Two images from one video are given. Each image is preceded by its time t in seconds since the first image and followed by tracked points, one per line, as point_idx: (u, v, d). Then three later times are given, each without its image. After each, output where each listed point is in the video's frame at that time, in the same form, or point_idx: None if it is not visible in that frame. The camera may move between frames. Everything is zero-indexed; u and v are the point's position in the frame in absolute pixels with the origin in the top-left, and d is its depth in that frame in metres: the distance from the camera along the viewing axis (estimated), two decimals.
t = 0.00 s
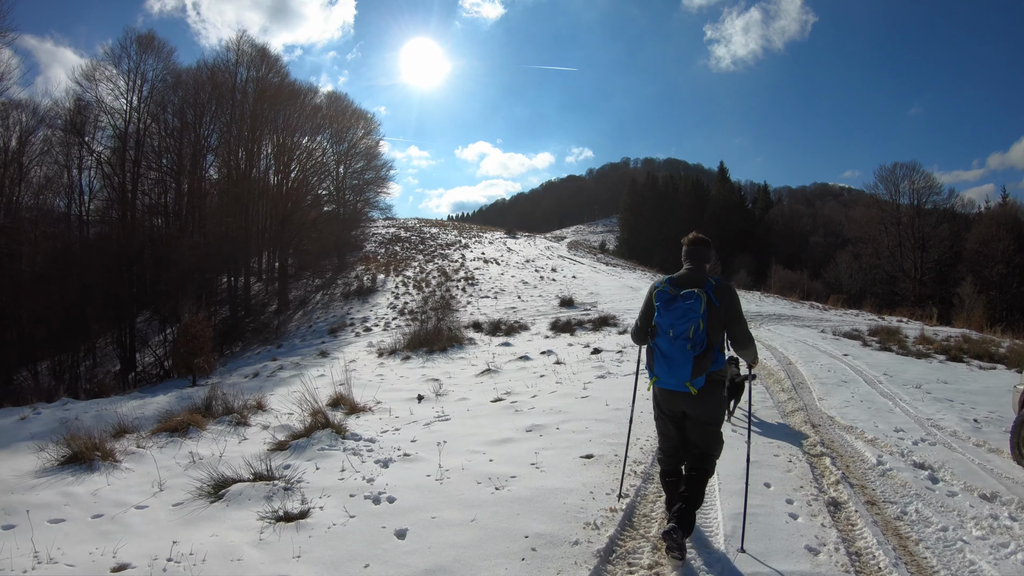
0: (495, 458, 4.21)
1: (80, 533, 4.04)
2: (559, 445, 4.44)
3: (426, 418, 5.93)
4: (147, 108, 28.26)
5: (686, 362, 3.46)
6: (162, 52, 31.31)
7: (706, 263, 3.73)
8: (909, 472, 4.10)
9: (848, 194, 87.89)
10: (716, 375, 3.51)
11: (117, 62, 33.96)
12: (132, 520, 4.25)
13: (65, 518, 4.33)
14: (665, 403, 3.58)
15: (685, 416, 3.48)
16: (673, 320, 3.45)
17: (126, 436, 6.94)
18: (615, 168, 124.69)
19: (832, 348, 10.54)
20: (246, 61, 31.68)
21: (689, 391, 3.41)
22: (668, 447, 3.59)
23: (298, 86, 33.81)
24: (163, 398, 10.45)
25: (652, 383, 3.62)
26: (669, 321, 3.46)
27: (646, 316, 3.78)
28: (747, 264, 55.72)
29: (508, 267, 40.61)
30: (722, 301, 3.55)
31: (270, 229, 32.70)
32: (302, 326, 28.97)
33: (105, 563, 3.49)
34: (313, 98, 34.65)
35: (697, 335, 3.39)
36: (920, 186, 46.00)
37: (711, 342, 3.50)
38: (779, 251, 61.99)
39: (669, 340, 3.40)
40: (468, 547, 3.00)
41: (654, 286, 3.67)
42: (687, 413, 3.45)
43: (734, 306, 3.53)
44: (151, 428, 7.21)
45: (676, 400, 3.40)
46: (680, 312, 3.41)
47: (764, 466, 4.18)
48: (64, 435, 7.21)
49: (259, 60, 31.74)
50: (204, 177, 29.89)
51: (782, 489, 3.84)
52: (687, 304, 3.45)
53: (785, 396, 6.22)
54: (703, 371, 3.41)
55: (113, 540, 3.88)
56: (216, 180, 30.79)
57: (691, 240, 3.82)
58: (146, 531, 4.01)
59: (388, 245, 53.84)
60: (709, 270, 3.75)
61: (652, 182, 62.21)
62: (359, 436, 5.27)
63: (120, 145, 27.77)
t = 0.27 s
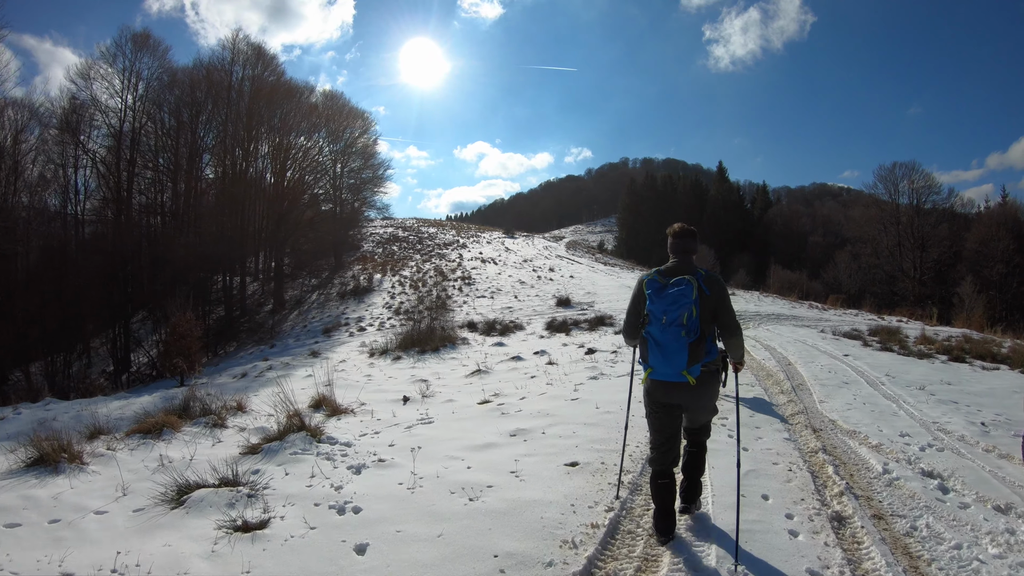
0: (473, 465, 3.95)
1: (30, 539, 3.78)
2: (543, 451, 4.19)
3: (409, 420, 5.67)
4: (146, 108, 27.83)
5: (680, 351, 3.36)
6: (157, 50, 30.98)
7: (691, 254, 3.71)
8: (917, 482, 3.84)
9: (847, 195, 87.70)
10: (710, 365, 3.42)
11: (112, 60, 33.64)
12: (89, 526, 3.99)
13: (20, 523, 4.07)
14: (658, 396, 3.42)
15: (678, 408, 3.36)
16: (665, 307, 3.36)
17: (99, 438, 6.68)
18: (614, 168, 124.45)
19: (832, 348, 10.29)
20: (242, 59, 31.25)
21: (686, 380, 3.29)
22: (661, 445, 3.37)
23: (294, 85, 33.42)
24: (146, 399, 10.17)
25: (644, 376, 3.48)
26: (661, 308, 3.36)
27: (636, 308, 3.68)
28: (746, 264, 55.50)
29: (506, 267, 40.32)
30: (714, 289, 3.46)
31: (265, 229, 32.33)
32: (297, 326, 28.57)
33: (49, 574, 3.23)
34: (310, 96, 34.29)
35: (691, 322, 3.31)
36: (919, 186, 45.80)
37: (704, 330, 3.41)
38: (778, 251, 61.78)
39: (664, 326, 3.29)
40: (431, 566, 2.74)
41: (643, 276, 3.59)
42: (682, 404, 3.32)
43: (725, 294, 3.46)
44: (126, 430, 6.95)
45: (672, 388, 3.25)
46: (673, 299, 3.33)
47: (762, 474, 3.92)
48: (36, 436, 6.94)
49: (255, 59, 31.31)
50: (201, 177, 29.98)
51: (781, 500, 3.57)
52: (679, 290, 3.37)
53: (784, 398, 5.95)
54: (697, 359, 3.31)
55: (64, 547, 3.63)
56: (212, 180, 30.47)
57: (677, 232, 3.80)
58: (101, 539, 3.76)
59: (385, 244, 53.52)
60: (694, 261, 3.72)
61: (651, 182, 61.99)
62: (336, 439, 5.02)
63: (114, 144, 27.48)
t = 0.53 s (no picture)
0: (457, 476, 3.70)
1: None
2: (532, 461, 3.93)
3: (394, 425, 5.38)
4: (143, 107, 27.64)
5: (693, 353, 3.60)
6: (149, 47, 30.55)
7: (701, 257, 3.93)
8: (935, 494, 3.58)
9: (844, 195, 87.76)
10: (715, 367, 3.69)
11: (103, 57, 33.19)
12: (43, 540, 3.69)
13: None
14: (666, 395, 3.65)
15: (688, 407, 3.62)
16: (684, 311, 3.57)
17: (71, 443, 6.37)
18: (610, 168, 124.29)
19: (833, 349, 10.05)
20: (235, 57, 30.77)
21: (699, 381, 3.57)
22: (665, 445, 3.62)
23: (289, 83, 32.97)
24: (127, 401, 9.85)
25: (657, 375, 3.68)
26: (682, 312, 3.55)
27: (647, 308, 3.86)
28: (743, 264, 55.37)
29: (502, 267, 39.99)
30: (722, 292, 3.75)
31: (258, 228, 31.90)
32: (290, 325, 28.16)
33: None
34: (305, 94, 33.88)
35: (706, 326, 3.55)
36: (916, 185, 45.76)
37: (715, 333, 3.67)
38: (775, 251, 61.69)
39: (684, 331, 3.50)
40: None
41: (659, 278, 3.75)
42: (692, 404, 3.58)
43: (734, 300, 3.76)
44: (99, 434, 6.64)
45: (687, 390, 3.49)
46: (693, 303, 3.54)
47: (769, 487, 3.65)
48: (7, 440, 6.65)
49: (249, 56, 30.85)
50: (198, 176, 29.46)
51: (791, 517, 3.30)
52: (696, 295, 3.60)
53: (788, 401, 5.69)
54: (709, 362, 3.56)
55: (14, 563, 3.34)
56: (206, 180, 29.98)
57: (683, 234, 3.99)
58: (54, 554, 3.46)
59: (380, 244, 53.09)
60: (703, 264, 3.94)
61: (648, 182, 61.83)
62: (316, 446, 4.74)
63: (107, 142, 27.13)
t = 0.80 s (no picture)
0: (440, 492, 3.53)
1: None
2: (521, 477, 3.72)
3: (381, 433, 5.18)
4: (141, 107, 27.69)
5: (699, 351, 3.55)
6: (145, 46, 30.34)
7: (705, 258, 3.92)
8: (949, 513, 3.38)
9: (842, 195, 87.69)
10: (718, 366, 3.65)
11: (100, 57, 32.98)
12: (4, 557, 3.47)
13: None
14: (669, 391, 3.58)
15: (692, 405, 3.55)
16: (694, 307, 3.52)
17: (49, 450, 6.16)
18: (609, 168, 124.17)
19: (835, 351, 9.86)
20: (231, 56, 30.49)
21: (704, 379, 3.50)
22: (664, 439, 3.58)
23: (285, 82, 32.71)
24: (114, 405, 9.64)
25: (661, 371, 3.58)
26: (691, 308, 3.51)
27: (654, 304, 3.82)
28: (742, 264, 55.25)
29: (500, 267, 39.78)
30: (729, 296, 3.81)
31: (254, 229, 31.65)
32: (286, 326, 27.94)
33: None
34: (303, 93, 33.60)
35: (714, 324, 3.51)
36: (915, 186, 45.66)
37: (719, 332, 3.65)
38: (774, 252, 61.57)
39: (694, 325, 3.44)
40: None
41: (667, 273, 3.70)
42: (695, 400, 3.52)
43: (739, 301, 3.80)
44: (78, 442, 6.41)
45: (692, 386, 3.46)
46: (703, 299, 3.50)
47: (774, 506, 3.43)
48: None
49: (246, 55, 30.59)
50: (195, 175, 29.17)
51: (798, 540, 3.09)
52: (705, 292, 3.56)
53: (791, 408, 5.49)
54: (715, 359, 3.52)
55: None
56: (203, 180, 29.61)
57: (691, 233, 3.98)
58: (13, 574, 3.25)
59: (378, 244, 52.86)
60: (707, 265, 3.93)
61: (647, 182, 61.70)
62: (297, 456, 4.55)
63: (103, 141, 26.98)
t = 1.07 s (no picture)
0: (418, 503, 3.37)
1: None
2: (507, 488, 3.52)
3: (366, 436, 4.97)
4: (141, 107, 27.35)
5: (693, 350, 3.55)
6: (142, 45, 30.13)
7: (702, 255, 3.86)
8: (968, 528, 3.15)
9: (843, 195, 87.44)
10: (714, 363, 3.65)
11: (96, 55, 32.74)
12: None
13: None
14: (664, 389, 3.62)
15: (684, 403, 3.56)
16: (686, 308, 3.53)
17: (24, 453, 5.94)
18: (609, 168, 123.95)
19: (838, 351, 9.65)
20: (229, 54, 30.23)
21: (697, 378, 3.51)
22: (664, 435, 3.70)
23: (284, 81, 32.46)
24: (100, 405, 9.43)
25: (656, 371, 3.61)
26: (682, 309, 3.51)
27: (650, 304, 3.82)
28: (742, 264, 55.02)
29: (499, 266, 39.55)
30: (724, 292, 3.70)
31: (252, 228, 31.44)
32: (282, 326, 27.69)
33: None
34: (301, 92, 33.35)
35: (707, 324, 3.50)
36: (917, 185, 45.41)
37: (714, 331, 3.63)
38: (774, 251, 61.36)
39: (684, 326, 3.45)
40: None
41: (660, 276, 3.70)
42: (689, 399, 3.55)
43: (735, 299, 3.71)
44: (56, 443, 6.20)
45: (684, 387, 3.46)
46: (694, 300, 3.51)
47: (779, 520, 3.20)
48: None
49: (243, 53, 30.30)
50: (193, 174, 29.04)
51: (807, 558, 2.86)
52: (698, 292, 3.55)
53: (795, 411, 5.26)
54: (709, 358, 3.53)
55: None
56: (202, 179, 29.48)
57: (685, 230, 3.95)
58: None
59: (377, 244, 52.63)
60: (705, 262, 3.87)
61: (647, 182, 61.50)
62: (274, 461, 4.37)
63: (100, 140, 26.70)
